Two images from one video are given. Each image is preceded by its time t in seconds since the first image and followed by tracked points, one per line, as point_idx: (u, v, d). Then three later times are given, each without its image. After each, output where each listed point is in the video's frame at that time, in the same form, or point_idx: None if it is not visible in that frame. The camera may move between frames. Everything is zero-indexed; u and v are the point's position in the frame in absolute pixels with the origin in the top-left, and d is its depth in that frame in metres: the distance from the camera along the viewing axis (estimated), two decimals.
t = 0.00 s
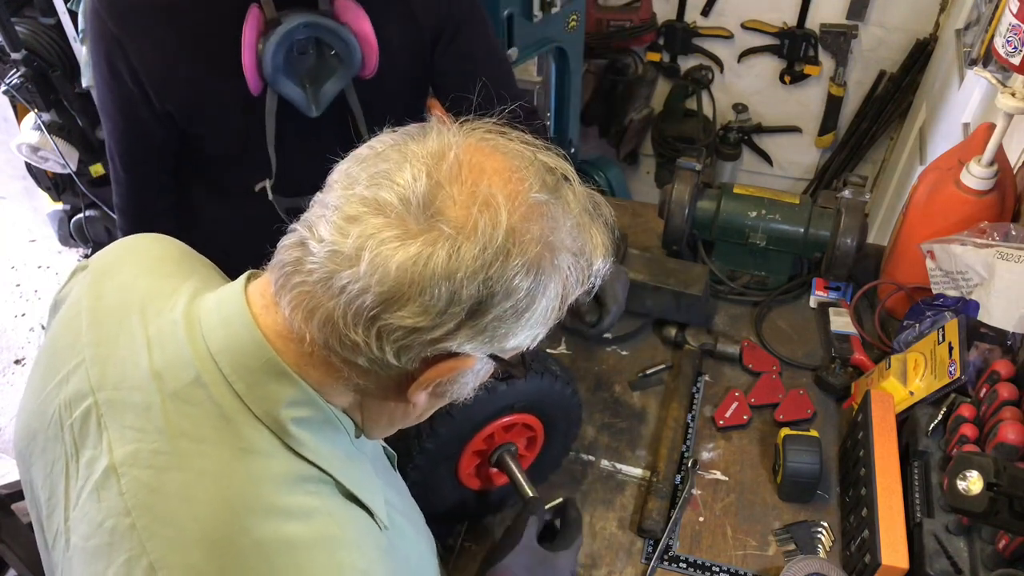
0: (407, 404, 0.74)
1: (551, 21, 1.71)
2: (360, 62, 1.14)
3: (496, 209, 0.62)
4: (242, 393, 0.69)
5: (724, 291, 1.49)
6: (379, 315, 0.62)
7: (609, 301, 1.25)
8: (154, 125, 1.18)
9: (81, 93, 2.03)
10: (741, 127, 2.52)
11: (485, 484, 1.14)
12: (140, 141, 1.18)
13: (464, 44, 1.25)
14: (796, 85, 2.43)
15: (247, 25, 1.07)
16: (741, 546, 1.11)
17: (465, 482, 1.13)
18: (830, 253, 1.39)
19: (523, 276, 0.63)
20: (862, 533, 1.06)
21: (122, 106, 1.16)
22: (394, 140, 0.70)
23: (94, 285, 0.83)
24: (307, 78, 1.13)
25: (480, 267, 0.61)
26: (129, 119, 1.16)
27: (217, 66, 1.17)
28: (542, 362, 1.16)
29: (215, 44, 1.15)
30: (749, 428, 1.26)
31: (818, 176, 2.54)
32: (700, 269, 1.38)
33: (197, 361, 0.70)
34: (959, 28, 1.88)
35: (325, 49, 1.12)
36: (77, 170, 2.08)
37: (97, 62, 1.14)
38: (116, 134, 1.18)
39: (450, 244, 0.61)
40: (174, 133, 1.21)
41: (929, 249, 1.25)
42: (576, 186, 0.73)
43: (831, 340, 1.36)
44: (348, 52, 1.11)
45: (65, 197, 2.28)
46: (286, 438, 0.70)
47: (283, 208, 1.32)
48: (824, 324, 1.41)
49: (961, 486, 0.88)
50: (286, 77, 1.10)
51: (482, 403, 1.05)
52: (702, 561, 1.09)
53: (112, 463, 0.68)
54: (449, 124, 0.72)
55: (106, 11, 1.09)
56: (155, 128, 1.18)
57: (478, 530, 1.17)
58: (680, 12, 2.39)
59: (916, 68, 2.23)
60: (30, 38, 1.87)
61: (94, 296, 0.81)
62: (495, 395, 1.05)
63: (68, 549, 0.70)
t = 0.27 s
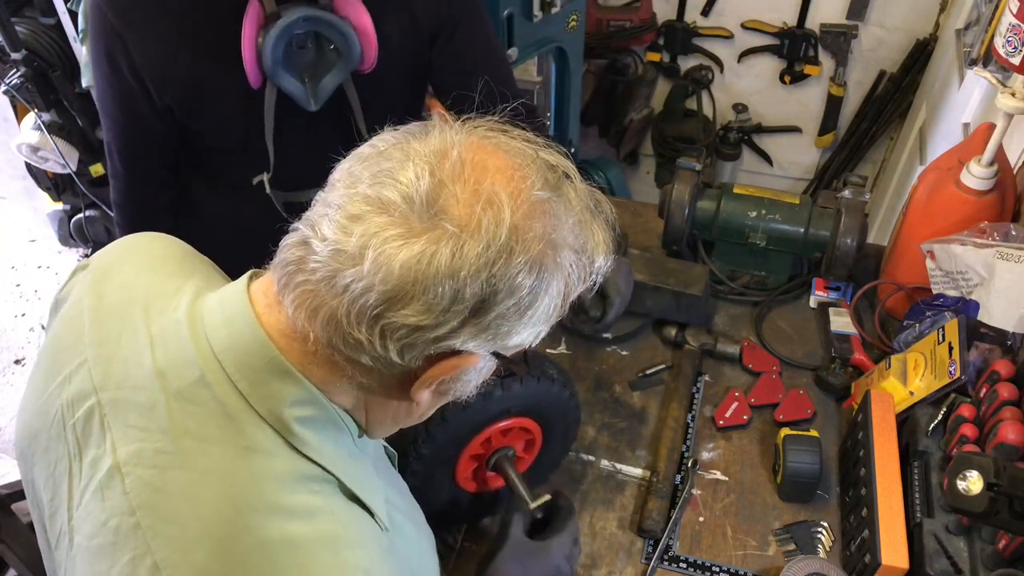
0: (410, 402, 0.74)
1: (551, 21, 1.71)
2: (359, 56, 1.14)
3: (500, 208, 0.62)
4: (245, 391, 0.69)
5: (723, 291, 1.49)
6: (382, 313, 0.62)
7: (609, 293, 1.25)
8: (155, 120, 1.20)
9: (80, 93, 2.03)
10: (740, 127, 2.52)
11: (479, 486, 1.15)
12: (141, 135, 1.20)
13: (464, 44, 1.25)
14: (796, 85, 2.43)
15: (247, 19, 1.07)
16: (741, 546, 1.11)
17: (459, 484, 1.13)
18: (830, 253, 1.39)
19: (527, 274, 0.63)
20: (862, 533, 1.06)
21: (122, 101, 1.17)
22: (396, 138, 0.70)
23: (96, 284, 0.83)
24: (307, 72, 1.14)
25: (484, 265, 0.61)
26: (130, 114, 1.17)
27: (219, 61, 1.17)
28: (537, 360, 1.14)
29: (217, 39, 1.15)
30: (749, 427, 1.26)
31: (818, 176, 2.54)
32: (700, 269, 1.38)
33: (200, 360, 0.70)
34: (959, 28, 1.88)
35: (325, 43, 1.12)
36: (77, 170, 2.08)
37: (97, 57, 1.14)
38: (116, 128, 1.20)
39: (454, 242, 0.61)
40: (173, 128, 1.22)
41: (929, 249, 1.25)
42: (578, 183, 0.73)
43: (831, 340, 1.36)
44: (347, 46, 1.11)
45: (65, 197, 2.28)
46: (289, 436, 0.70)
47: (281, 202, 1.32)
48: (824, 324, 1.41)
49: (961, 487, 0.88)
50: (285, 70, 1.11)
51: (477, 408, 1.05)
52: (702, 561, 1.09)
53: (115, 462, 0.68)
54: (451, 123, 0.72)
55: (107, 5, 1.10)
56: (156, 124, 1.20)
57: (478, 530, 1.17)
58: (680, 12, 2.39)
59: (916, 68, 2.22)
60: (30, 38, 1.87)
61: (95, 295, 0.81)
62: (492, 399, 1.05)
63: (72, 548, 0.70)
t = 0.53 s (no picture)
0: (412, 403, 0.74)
1: (551, 21, 1.71)
2: (360, 53, 1.14)
3: (501, 209, 0.62)
4: (247, 393, 0.69)
5: (723, 291, 1.49)
6: (384, 315, 0.62)
7: (614, 291, 1.27)
8: (155, 117, 1.21)
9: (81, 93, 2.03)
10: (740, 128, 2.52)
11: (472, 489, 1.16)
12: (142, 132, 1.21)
13: (464, 44, 1.25)
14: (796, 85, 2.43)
15: (247, 16, 1.06)
16: (741, 546, 1.10)
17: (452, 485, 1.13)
18: (830, 254, 1.39)
19: (530, 276, 0.63)
20: (862, 533, 1.06)
21: (120, 99, 1.18)
22: (398, 140, 0.70)
23: (96, 286, 0.83)
24: (306, 69, 1.14)
25: (486, 267, 0.61)
26: (130, 112, 1.19)
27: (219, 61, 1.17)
28: (540, 377, 1.14)
29: (217, 38, 1.15)
30: (749, 428, 1.26)
31: (818, 176, 2.54)
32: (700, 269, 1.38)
33: (202, 361, 0.70)
34: (959, 28, 1.88)
35: (325, 40, 1.13)
36: (78, 170, 2.08)
37: (95, 56, 1.16)
38: (113, 126, 1.21)
39: (455, 243, 0.61)
40: (170, 126, 1.24)
41: (929, 249, 1.25)
42: (579, 186, 0.73)
43: (831, 340, 1.36)
44: (347, 45, 1.11)
45: (65, 197, 2.28)
46: (291, 438, 0.70)
47: (281, 199, 1.32)
48: (824, 324, 1.41)
49: (961, 486, 0.88)
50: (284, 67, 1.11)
51: (478, 429, 1.06)
52: (702, 561, 1.09)
53: (117, 464, 0.68)
54: (453, 125, 0.72)
55: (107, 3, 1.10)
56: (156, 121, 1.22)
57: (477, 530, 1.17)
58: (680, 12, 2.39)
59: (916, 68, 2.23)
60: (30, 38, 1.87)
61: (96, 297, 0.81)
62: (493, 420, 1.06)
63: (71, 551, 0.70)
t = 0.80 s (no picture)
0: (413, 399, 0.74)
1: (551, 21, 1.71)
2: (358, 51, 1.14)
3: (502, 203, 0.63)
4: (249, 389, 0.69)
5: (723, 291, 1.49)
6: (385, 308, 0.62)
7: (609, 292, 1.30)
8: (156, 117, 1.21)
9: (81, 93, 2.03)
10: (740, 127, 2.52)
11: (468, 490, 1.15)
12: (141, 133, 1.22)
13: (464, 44, 1.25)
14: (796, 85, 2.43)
15: (246, 13, 1.07)
16: (741, 546, 1.10)
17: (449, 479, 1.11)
18: (830, 254, 1.39)
19: (531, 269, 0.63)
20: (862, 533, 1.06)
21: (120, 99, 1.18)
22: (398, 136, 0.70)
23: (97, 286, 0.83)
24: (305, 68, 1.14)
25: (487, 260, 0.61)
26: (130, 113, 1.19)
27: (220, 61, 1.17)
28: (542, 377, 1.14)
29: (217, 39, 1.15)
30: (749, 428, 1.26)
31: (818, 176, 2.54)
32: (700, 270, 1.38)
33: (203, 358, 0.70)
34: (959, 28, 1.88)
35: (324, 40, 1.13)
36: (78, 170, 2.09)
37: (96, 57, 1.16)
38: (113, 126, 1.21)
39: (456, 236, 0.61)
40: (170, 125, 1.24)
41: (929, 249, 1.25)
42: (579, 183, 0.73)
43: (830, 340, 1.36)
44: (345, 44, 1.11)
45: (65, 197, 2.28)
46: (293, 434, 0.70)
47: (279, 198, 1.33)
48: (824, 324, 1.41)
49: (961, 487, 0.88)
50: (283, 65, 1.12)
51: (477, 427, 1.06)
52: (702, 561, 1.09)
53: (120, 462, 0.68)
54: (454, 122, 0.72)
55: (106, 4, 1.10)
56: (156, 121, 1.22)
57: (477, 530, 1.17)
58: (680, 12, 2.39)
59: (916, 68, 2.23)
60: (30, 38, 1.87)
61: (97, 296, 0.81)
62: (492, 419, 1.06)
63: (75, 549, 0.70)
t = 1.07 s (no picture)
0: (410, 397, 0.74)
1: (551, 21, 1.71)
2: (358, 51, 1.14)
3: (497, 199, 0.63)
4: (247, 386, 0.69)
5: (723, 291, 1.49)
6: (380, 304, 0.62)
7: (608, 295, 1.29)
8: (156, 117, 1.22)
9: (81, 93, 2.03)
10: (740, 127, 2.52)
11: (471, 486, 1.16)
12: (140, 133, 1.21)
13: (463, 44, 1.25)
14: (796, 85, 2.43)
15: (246, 13, 1.07)
16: (741, 546, 1.10)
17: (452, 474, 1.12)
18: (830, 254, 1.39)
19: (525, 265, 0.63)
20: (862, 533, 1.06)
21: (120, 99, 1.18)
22: (392, 133, 0.70)
23: (94, 284, 0.83)
24: (305, 68, 1.14)
25: (481, 255, 0.61)
26: (130, 113, 1.19)
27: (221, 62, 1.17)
28: (539, 369, 1.15)
29: (217, 39, 1.15)
30: (749, 428, 1.26)
31: (818, 176, 2.54)
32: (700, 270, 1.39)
33: (200, 356, 0.70)
34: (959, 28, 1.88)
35: (324, 40, 1.13)
36: (78, 170, 2.09)
37: (96, 58, 1.16)
38: (113, 126, 1.21)
39: (450, 231, 0.61)
40: (170, 125, 1.24)
41: (929, 249, 1.25)
42: (575, 183, 0.73)
43: (830, 340, 1.36)
44: (345, 44, 1.11)
45: (65, 197, 2.28)
46: (291, 431, 0.70)
47: (279, 199, 1.33)
48: (824, 324, 1.41)
49: (961, 487, 0.88)
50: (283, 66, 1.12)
51: (482, 418, 1.07)
52: (702, 561, 1.09)
53: (117, 459, 0.68)
54: (451, 120, 0.72)
55: (106, 3, 1.10)
56: (156, 121, 1.22)
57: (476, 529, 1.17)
58: (680, 12, 2.39)
59: (916, 68, 2.23)
60: (30, 38, 1.87)
61: (94, 295, 0.81)
62: (496, 410, 1.07)
63: (72, 547, 0.70)
